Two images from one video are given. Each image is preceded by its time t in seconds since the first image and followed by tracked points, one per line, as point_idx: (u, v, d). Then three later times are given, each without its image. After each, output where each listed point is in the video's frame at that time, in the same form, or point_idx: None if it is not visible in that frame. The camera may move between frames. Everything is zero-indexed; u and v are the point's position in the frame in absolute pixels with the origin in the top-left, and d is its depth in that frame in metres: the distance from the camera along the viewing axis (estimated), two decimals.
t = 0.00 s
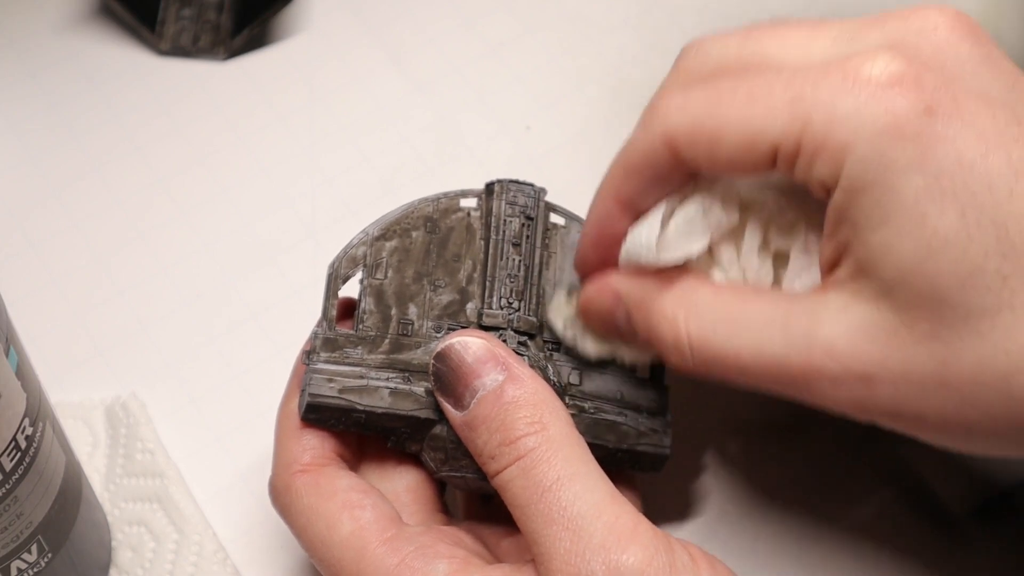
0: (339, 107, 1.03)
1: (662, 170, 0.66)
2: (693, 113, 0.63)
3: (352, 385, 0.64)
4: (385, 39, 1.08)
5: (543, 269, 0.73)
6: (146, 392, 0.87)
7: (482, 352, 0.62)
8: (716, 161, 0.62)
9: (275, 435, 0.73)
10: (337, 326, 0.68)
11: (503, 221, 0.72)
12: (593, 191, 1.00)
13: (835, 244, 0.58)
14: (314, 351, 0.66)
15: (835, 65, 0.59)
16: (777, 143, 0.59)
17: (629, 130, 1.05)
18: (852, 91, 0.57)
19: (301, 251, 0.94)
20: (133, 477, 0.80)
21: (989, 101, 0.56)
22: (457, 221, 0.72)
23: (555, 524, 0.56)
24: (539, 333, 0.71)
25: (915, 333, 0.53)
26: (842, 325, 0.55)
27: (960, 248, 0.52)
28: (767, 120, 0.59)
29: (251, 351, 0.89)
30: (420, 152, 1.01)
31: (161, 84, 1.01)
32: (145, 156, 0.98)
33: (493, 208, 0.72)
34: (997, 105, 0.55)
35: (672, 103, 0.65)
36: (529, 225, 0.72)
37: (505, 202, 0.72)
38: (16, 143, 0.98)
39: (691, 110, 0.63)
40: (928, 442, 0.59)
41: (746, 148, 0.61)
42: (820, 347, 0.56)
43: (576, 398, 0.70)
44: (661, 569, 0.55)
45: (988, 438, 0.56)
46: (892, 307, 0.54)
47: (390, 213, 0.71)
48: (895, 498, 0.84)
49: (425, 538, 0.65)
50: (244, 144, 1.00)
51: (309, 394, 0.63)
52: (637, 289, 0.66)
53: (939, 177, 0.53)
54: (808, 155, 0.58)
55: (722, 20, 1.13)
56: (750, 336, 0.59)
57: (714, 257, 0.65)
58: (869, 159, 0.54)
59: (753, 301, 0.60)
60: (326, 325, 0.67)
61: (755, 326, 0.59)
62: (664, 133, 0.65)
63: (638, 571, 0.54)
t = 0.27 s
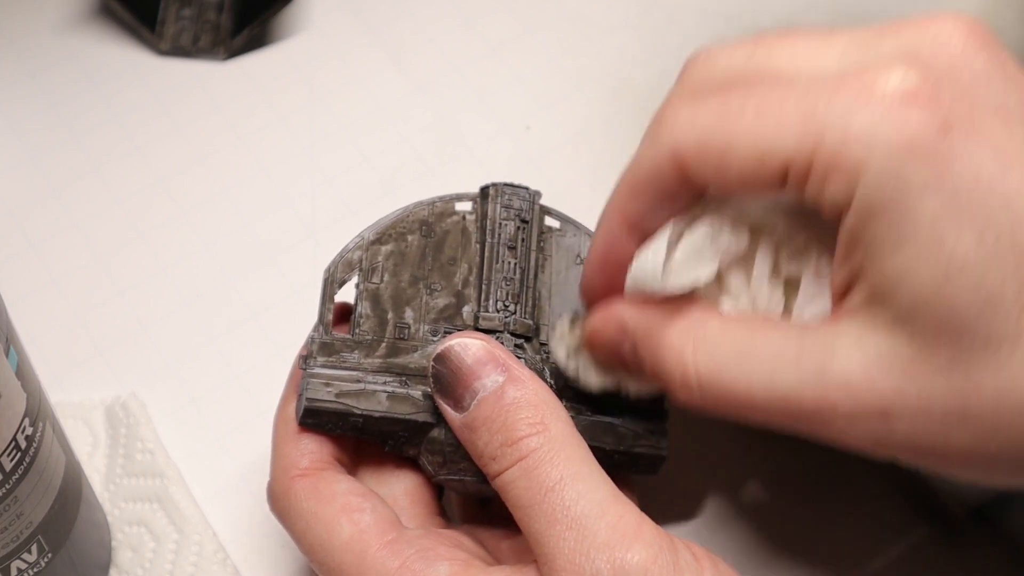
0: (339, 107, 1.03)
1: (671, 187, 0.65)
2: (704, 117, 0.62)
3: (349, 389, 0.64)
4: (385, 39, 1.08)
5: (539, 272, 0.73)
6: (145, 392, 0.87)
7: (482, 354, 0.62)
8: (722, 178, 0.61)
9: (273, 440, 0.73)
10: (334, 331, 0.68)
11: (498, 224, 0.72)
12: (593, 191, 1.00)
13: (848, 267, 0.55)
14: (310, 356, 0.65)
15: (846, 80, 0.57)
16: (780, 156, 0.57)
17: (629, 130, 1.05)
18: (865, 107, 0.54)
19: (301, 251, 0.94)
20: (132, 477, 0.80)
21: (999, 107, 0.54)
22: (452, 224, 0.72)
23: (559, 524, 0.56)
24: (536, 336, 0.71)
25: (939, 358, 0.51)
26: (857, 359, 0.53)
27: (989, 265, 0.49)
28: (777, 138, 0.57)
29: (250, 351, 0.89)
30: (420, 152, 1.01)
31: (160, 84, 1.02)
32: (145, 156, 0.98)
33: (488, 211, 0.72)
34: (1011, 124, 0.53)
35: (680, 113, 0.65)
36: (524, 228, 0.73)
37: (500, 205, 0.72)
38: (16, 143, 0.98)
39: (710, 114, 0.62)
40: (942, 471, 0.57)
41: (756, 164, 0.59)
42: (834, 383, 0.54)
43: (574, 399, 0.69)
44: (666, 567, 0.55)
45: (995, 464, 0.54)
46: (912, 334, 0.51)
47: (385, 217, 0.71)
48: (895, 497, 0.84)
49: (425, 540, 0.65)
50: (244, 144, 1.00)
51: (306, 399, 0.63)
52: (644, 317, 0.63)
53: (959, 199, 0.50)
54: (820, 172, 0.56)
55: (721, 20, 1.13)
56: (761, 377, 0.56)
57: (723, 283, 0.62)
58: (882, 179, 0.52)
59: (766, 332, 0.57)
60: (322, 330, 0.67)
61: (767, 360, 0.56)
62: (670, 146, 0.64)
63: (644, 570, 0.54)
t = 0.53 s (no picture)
0: (339, 107, 1.03)
1: (690, 92, 0.66)
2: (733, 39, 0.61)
3: (348, 391, 0.64)
4: (385, 39, 1.08)
5: (539, 271, 0.73)
6: (145, 392, 0.87)
7: (482, 353, 0.62)
8: (741, 87, 0.62)
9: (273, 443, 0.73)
10: (333, 333, 0.68)
11: (497, 224, 0.72)
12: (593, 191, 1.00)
13: (846, 190, 0.59)
14: (309, 358, 0.65)
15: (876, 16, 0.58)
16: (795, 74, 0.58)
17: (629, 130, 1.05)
18: (879, 41, 0.56)
19: (301, 251, 0.94)
20: (133, 477, 0.80)
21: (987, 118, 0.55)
22: (451, 224, 0.72)
23: (562, 525, 0.56)
24: (536, 335, 0.71)
25: (917, 286, 0.57)
26: (844, 276, 0.59)
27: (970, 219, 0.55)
28: (796, 51, 0.58)
29: (250, 351, 0.89)
30: (420, 152, 1.01)
31: (161, 84, 1.01)
32: (145, 155, 0.98)
33: (488, 211, 0.72)
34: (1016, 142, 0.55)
35: (707, 19, 0.64)
36: (523, 227, 0.73)
37: (499, 205, 0.72)
38: (16, 143, 0.98)
39: (729, 34, 0.62)
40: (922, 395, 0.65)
41: (774, 76, 0.60)
42: (822, 294, 0.60)
43: (575, 398, 0.70)
44: (669, 567, 0.55)
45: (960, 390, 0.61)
46: (896, 258, 0.57)
47: (384, 218, 0.71)
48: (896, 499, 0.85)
49: (424, 543, 0.65)
50: (243, 144, 0.99)
51: (305, 401, 0.63)
52: (654, 211, 0.69)
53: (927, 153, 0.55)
54: (829, 99, 0.58)
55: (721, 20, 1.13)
56: (752, 279, 0.62)
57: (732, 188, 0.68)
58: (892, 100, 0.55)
59: (761, 242, 0.62)
60: (321, 331, 0.67)
61: (762, 270, 0.62)
62: (695, 49, 0.64)
63: (647, 570, 0.55)
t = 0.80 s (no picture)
0: (339, 107, 1.03)
1: (679, 148, 0.65)
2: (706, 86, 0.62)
3: (349, 389, 0.64)
4: (385, 39, 1.08)
5: (539, 270, 0.73)
6: (145, 392, 0.87)
7: (482, 352, 0.62)
8: (724, 144, 0.61)
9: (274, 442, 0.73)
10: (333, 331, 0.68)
11: (498, 223, 0.72)
12: (592, 191, 1.00)
13: (838, 234, 0.58)
14: (310, 356, 0.65)
15: (848, 65, 0.57)
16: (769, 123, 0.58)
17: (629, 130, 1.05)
18: (861, 99, 0.55)
19: (302, 251, 0.94)
20: (132, 477, 0.80)
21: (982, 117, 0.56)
22: (451, 224, 0.72)
23: (561, 523, 0.56)
24: (537, 334, 0.71)
25: (925, 315, 0.55)
26: (845, 318, 0.57)
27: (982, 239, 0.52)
28: (780, 109, 0.57)
29: (250, 350, 0.89)
30: (420, 152, 1.01)
31: (161, 84, 1.01)
32: (145, 155, 0.98)
33: (488, 210, 0.72)
34: (1008, 109, 0.55)
35: (683, 78, 0.64)
36: (524, 226, 0.73)
37: (499, 204, 0.72)
38: (16, 143, 0.98)
39: (712, 86, 0.62)
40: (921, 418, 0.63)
41: (753, 136, 0.59)
42: (827, 338, 0.58)
43: (575, 397, 0.70)
44: (667, 566, 0.55)
45: (965, 412, 0.59)
46: (897, 302, 0.55)
47: (385, 217, 0.71)
48: (896, 499, 0.85)
49: (424, 543, 0.65)
50: (244, 144, 1.00)
51: (307, 399, 0.63)
52: (654, 276, 0.67)
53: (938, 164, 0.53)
54: (816, 151, 0.57)
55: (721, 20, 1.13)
56: (756, 330, 0.61)
57: (726, 238, 0.65)
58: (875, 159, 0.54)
59: (761, 292, 0.61)
60: (322, 330, 0.67)
61: (761, 323, 0.61)
62: (674, 111, 0.64)
63: (645, 569, 0.55)
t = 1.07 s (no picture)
0: (339, 107, 1.03)
1: (655, 224, 0.62)
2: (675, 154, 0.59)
3: (348, 389, 0.64)
4: (385, 39, 1.08)
5: (537, 271, 0.73)
6: (145, 392, 0.87)
7: (481, 352, 0.62)
8: (699, 213, 0.58)
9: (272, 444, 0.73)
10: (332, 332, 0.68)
11: (495, 224, 0.72)
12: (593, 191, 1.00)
13: (823, 298, 0.56)
14: (309, 357, 0.65)
15: (824, 133, 0.55)
16: (746, 198, 0.56)
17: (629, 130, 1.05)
18: (840, 176, 0.53)
19: (301, 251, 0.94)
20: (132, 477, 0.80)
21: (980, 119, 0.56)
22: (449, 225, 0.72)
23: (560, 524, 0.56)
24: (534, 335, 0.71)
25: (917, 373, 0.53)
26: (840, 386, 0.56)
27: (972, 292, 0.51)
28: (751, 181, 0.55)
29: (250, 350, 0.89)
30: (420, 152, 1.01)
31: (161, 84, 1.02)
32: (145, 155, 0.98)
33: (486, 211, 0.72)
34: (984, 161, 0.54)
35: (654, 151, 0.61)
36: (521, 227, 0.73)
37: (497, 205, 0.72)
38: (17, 143, 0.98)
39: (685, 159, 0.59)
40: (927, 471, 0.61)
41: (731, 208, 0.57)
42: (821, 407, 0.57)
43: (573, 398, 0.69)
44: (666, 567, 0.55)
45: (971, 469, 0.58)
46: (890, 366, 0.54)
47: (383, 219, 0.71)
48: (895, 498, 0.85)
49: (424, 544, 0.65)
50: (243, 144, 1.00)
51: (306, 400, 0.63)
52: (637, 353, 0.65)
53: (919, 231, 0.52)
54: (795, 218, 0.55)
55: (722, 20, 1.13)
56: (748, 407, 0.59)
57: (713, 312, 0.63)
58: (856, 211, 0.52)
59: (750, 367, 0.59)
60: (321, 331, 0.67)
61: (752, 396, 0.59)
62: (649, 188, 0.61)
63: (644, 570, 0.54)
